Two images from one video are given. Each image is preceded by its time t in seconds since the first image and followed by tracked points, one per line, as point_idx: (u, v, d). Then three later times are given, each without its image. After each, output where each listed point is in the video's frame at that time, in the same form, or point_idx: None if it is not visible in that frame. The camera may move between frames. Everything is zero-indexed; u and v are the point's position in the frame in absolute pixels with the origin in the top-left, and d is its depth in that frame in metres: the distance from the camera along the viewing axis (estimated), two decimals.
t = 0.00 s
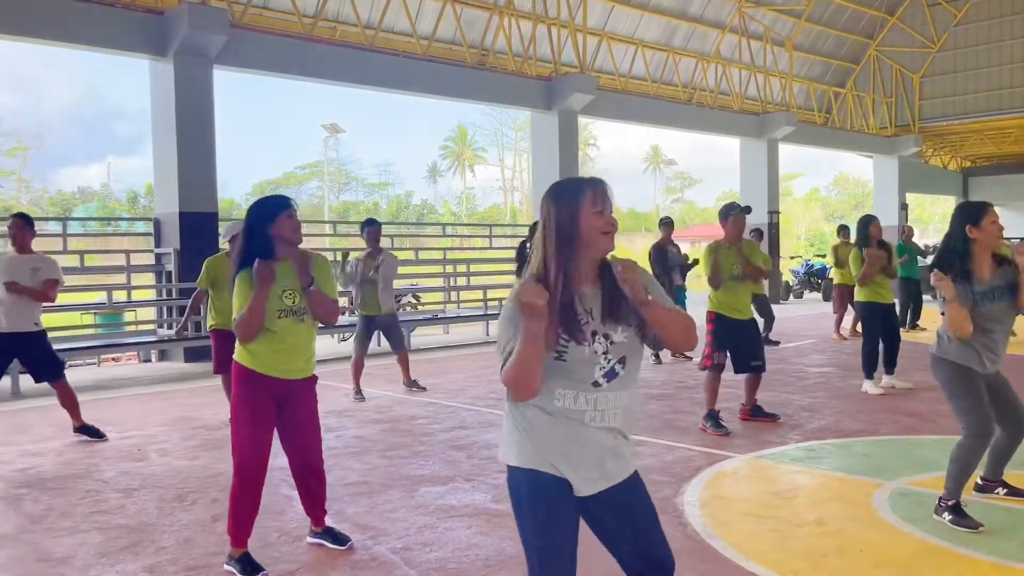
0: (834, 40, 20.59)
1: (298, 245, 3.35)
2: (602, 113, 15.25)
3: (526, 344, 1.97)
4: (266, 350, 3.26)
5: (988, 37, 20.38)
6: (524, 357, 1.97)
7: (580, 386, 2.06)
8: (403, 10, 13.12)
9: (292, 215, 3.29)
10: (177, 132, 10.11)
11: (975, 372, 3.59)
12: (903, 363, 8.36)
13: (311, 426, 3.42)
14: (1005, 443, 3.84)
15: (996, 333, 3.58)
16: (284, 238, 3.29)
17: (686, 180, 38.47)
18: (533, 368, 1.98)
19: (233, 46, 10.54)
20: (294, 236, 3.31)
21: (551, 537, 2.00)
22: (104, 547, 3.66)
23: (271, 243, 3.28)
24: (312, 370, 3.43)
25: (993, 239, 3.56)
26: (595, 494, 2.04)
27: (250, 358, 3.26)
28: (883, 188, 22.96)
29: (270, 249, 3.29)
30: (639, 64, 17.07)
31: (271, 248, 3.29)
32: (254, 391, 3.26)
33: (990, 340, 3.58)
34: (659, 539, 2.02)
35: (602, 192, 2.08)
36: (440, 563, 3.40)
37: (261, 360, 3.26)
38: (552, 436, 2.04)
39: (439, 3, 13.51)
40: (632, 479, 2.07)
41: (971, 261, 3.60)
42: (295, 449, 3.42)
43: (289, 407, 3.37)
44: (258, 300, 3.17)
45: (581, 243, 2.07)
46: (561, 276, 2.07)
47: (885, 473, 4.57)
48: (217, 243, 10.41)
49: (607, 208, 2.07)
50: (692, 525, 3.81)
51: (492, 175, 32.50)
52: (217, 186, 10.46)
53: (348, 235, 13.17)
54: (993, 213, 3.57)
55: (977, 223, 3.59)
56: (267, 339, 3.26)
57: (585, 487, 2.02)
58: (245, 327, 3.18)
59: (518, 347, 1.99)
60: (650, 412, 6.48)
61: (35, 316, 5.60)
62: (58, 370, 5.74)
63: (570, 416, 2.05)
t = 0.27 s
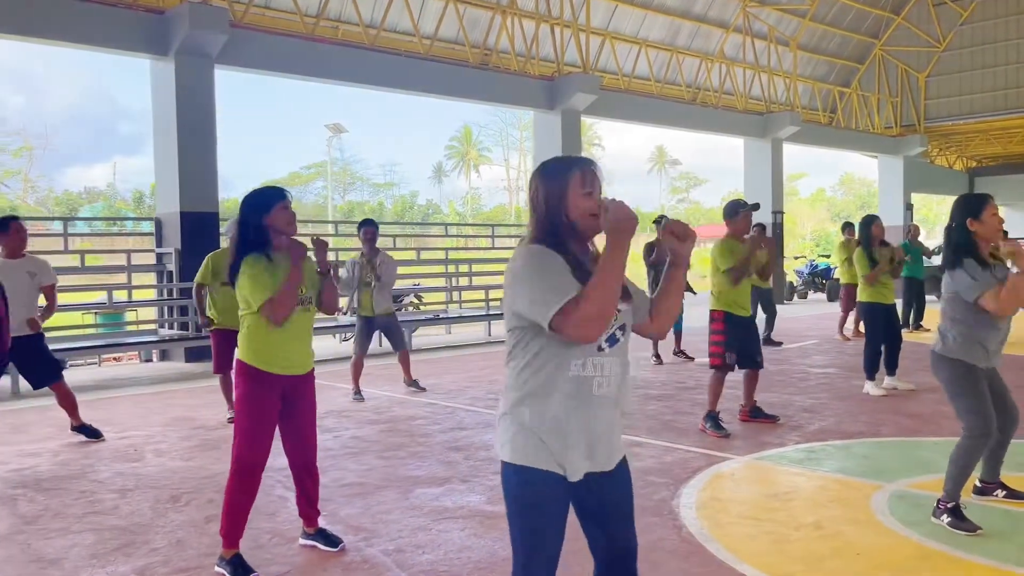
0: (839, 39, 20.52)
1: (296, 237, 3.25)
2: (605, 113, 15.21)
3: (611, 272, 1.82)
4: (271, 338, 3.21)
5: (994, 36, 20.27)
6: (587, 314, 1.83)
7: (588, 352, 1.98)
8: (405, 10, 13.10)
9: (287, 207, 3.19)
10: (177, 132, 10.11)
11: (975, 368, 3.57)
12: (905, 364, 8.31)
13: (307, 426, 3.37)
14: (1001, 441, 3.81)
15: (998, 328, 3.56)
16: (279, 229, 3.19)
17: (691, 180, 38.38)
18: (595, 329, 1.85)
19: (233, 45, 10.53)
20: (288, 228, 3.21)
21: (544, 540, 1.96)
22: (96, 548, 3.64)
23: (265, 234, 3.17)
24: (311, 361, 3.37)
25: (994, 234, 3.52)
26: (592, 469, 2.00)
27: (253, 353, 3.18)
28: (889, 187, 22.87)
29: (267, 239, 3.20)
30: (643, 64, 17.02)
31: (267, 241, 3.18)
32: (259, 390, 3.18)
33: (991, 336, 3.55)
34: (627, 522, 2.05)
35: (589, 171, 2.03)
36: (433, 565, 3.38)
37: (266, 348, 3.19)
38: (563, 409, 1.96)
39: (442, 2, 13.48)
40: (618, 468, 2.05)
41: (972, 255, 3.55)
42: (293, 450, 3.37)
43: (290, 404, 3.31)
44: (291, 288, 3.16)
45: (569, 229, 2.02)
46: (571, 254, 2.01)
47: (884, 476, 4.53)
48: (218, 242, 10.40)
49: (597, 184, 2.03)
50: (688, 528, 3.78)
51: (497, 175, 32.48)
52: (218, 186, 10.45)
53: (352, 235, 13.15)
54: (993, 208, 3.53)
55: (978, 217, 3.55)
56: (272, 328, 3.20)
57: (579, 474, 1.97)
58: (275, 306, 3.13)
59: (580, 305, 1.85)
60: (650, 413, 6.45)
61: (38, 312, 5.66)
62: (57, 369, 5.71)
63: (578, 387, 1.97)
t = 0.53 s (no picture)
0: (844, 38, 20.43)
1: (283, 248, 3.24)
2: (607, 112, 15.16)
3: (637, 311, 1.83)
4: (266, 341, 3.17)
5: (1000, 35, 20.14)
6: (599, 339, 1.83)
7: (579, 377, 1.95)
8: (407, 8, 13.08)
9: (280, 214, 3.19)
10: (177, 132, 10.10)
11: (978, 381, 3.53)
12: (907, 365, 8.25)
13: (309, 430, 3.34)
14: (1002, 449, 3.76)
15: (996, 338, 3.54)
16: (275, 236, 3.18)
17: (697, 180, 38.26)
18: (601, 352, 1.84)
19: (234, 43, 10.53)
20: (283, 235, 3.20)
21: (546, 542, 1.91)
22: (84, 549, 3.62)
23: (263, 242, 3.16)
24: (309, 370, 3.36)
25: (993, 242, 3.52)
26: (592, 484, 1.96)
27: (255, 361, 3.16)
28: (894, 187, 22.77)
29: (264, 247, 3.19)
30: (646, 63, 16.96)
31: (264, 249, 3.18)
32: (265, 400, 3.15)
33: (990, 347, 3.53)
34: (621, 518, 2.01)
35: (567, 185, 2.01)
36: (423, 567, 3.35)
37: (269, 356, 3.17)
38: (554, 434, 1.92)
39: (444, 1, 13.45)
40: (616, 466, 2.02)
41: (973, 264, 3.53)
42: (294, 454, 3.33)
43: (297, 412, 3.29)
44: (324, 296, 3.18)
45: (551, 244, 1.98)
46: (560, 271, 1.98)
47: (883, 478, 4.49)
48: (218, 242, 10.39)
49: (576, 204, 2.01)
50: (682, 530, 3.74)
51: (501, 175, 32.45)
52: (218, 185, 10.45)
53: (355, 234, 13.12)
54: (991, 216, 3.53)
55: (974, 228, 3.56)
56: (271, 333, 3.18)
57: (580, 491, 1.93)
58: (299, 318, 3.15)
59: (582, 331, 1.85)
60: (649, 413, 6.40)
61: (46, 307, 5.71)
62: (69, 364, 5.72)
63: (569, 410, 1.94)
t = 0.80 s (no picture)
0: (848, 36, 20.35)
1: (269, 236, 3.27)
2: (609, 111, 15.11)
3: (536, 303, 1.76)
4: (245, 340, 3.20)
5: (1005, 33, 20.04)
6: (503, 336, 1.79)
7: (545, 363, 1.90)
8: (407, 7, 13.04)
9: (262, 205, 3.21)
10: (177, 131, 10.08)
11: (971, 371, 3.49)
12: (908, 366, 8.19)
13: (286, 426, 3.35)
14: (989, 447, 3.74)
15: (988, 327, 3.52)
16: (256, 228, 3.21)
17: (701, 179, 38.18)
18: (519, 346, 1.79)
19: (234, 42, 10.50)
20: (264, 227, 3.23)
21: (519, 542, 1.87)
22: (73, 551, 3.59)
23: (241, 233, 3.20)
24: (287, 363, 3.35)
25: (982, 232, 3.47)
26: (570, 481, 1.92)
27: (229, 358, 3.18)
28: (898, 185, 22.68)
29: (243, 238, 3.22)
30: (648, 61, 16.90)
31: (243, 239, 3.21)
32: (237, 393, 3.16)
33: (982, 336, 3.50)
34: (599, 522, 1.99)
35: (554, 168, 1.95)
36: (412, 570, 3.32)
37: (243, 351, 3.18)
38: (522, 428, 1.88)
39: None
40: (596, 468, 1.98)
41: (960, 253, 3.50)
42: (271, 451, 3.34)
43: (269, 409, 3.30)
44: (281, 281, 3.10)
45: (533, 227, 1.94)
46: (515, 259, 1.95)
47: (880, 480, 4.44)
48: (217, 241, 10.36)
49: (563, 184, 1.94)
50: (675, 533, 3.70)
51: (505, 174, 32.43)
52: (218, 184, 10.43)
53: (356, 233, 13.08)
54: (982, 205, 3.48)
55: (964, 215, 3.51)
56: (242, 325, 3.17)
57: (554, 487, 1.89)
58: (261, 305, 3.08)
59: (503, 321, 1.79)
60: (647, 414, 6.36)
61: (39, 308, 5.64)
62: (64, 363, 5.69)
63: (538, 401, 1.89)
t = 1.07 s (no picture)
0: (851, 34, 20.26)
1: (247, 244, 3.25)
2: (610, 109, 15.05)
3: (452, 349, 1.79)
4: (212, 354, 3.17)
5: (1009, 31, 19.93)
6: (445, 379, 1.79)
7: (519, 389, 1.86)
8: (407, 5, 12.99)
9: (238, 216, 3.19)
10: (175, 130, 10.05)
11: (961, 373, 3.42)
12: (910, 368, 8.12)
13: (266, 431, 3.29)
14: (984, 452, 3.67)
15: (981, 328, 3.45)
16: (228, 239, 3.19)
17: (705, 178, 38.06)
18: (464, 388, 1.80)
19: (233, 40, 10.47)
20: (238, 237, 3.20)
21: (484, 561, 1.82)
22: (55, 556, 3.55)
23: (214, 243, 3.18)
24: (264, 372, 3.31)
25: (976, 231, 3.43)
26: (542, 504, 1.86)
27: (196, 365, 3.16)
28: (901, 185, 22.59)
29: (216, 250, 3.20)
30: (648, 60, 16.81)
31: (215, 250, 3.19)
32: (202, 398, 3.16)
33: (974, 338, 3.43)
34: (593, 549, 1.88)
35: (533, 182, 1.89)
36: None
37: (210, 362, 3.16)
38: (488, 452, 1.84)
39: None
40: (573, 494, 1.89)
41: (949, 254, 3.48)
42: (248, 456, 3.27)
43: (242, 413, 3.24)
44: (201, 290, 3.08)
45: (511, 242, 1.88)
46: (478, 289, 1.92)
47: (876, 484, 4.38)
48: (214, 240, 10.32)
49: (541, 199, 1.89)
50: (666, 538, 3.65)
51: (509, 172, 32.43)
52: (216, 183, 10.40)
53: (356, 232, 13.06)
54: (978, 204, 3.43)
55: (962, 213, 3.45)
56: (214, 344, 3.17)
57: (519, 508, 1.84)
58: (188, 330, 3.10)
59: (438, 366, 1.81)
60: (643, 415, 6.31)
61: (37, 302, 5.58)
62: (63, 357, 5.63)
63: (510, 424, 1.86)
